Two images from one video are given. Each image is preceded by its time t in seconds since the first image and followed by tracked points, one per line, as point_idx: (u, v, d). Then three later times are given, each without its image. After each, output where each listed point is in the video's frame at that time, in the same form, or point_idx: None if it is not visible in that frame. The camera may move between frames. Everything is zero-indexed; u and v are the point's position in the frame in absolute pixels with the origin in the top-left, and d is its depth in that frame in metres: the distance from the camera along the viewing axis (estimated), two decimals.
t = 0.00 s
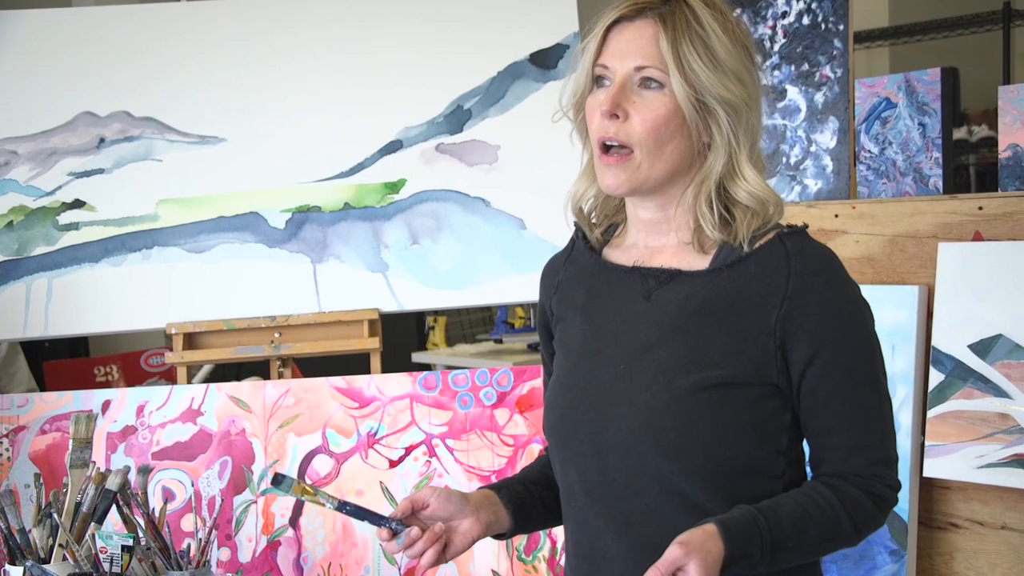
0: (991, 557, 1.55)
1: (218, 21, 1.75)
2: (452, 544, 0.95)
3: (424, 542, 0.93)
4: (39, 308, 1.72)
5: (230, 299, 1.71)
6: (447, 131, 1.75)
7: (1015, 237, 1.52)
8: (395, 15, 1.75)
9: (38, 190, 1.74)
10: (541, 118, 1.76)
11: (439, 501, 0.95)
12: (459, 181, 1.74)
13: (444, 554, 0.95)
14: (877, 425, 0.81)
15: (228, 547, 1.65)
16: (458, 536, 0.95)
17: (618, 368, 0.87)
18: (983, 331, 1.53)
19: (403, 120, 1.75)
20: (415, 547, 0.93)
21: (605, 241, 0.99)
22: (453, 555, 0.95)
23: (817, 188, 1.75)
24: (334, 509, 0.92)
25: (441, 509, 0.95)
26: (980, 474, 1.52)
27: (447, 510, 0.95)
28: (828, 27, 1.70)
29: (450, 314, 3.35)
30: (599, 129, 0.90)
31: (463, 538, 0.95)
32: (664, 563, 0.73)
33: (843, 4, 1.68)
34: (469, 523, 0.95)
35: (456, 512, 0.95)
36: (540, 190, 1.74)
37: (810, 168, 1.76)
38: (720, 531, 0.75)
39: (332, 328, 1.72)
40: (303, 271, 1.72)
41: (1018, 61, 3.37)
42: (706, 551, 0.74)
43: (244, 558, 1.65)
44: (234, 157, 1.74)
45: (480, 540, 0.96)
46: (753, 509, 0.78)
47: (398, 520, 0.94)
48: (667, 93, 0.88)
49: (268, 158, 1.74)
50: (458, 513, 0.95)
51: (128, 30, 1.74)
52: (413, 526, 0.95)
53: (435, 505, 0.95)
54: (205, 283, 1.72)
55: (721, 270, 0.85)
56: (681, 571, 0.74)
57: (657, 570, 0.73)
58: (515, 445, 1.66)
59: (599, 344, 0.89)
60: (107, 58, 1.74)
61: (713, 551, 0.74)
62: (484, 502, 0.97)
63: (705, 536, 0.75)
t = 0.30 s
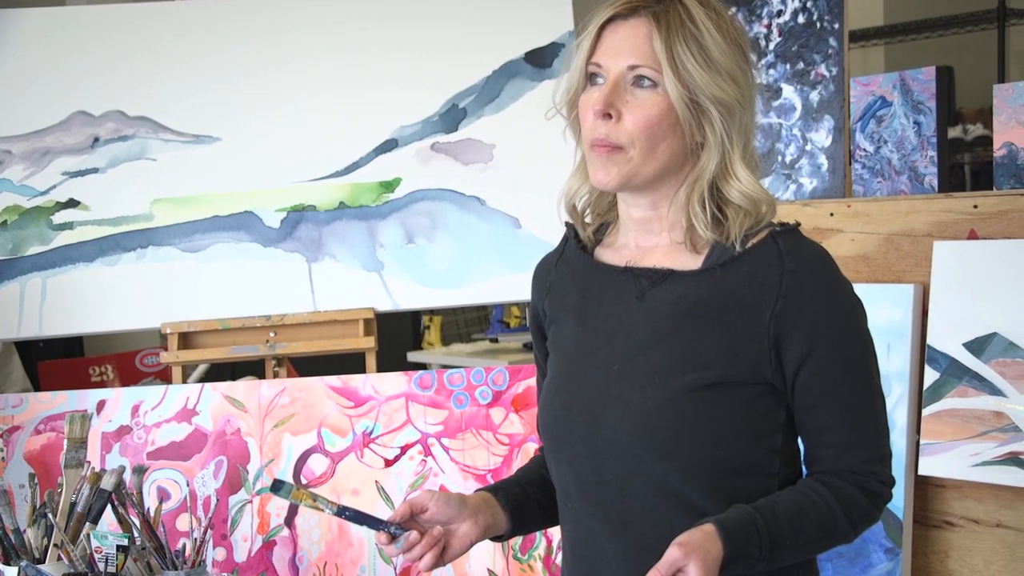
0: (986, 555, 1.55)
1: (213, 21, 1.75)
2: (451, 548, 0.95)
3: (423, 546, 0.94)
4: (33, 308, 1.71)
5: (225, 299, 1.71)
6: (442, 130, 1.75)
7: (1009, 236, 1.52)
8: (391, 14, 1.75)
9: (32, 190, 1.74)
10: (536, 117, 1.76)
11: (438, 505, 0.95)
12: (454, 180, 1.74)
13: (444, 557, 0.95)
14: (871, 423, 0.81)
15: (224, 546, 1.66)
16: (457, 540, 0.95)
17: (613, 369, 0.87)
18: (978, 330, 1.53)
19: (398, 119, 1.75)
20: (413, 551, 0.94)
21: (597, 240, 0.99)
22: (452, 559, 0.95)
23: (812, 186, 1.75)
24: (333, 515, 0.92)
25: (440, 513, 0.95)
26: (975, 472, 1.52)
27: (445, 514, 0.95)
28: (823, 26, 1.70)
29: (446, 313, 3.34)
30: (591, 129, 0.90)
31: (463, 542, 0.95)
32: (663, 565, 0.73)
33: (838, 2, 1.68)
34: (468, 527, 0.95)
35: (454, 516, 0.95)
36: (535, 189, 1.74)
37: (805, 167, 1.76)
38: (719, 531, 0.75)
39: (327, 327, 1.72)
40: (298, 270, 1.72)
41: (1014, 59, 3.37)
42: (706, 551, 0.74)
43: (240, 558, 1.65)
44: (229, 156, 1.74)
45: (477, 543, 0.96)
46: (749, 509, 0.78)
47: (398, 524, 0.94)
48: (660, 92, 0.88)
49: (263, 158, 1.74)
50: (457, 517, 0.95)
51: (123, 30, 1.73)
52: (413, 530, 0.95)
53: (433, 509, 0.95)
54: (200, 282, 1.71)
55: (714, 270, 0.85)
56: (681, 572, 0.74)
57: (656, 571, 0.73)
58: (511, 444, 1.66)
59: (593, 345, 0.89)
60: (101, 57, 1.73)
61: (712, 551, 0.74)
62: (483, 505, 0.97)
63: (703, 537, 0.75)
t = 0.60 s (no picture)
0: (985, 553, 1.55)
1: (210, 21, 1.75)
2: (448, 546, 0.95)
3: (420, 544, 0.93)
4: (31, 308, 1.71)
5: (222, 298, 1.71)
6: (439, 129, 1.75)
7: (1007, 234, 1.52)
8: (388, 14, 1.75)
9: (29, 190, 1.73)
10: (534, 116, 1.75)
11: (436, 504, 0.95)
12: (452, 179, 1.74)
13: (441, 555, 0.95)
14: (869, 423, 0.81)
15: (222, 546, 1.65)
16: (454, 538, 0.95)
17: (610, 368, 0.87)
18: (976, 328, 1.53)
19: (395, 119, 1.74)
20: (410, 549, 0.93)
21: (595, 239, 0.99)
22: (447, 557, 0.95)
23: (810, 185, 1.75)
24: (332, 511, 0.92)
25: (438, 511, 0.95)
26: (973, 471, 1.52)
27: (443, 512, 0.94)
28: (820, 24, 1.70)
29: (443, 313, 3.34)
30: (589, 126, 0.89)
31: (460, 541, 0.95)
32: (660, 564, 0.73)
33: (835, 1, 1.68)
34: (465, 525, 0.95)
35: (452, 514, 0.95)
36: (533, 188, 1.74)
37: (802, 166, 1.76)
38: (716, 531, 0.75)
39: (325, 326, 1.72)
40: (295, 270, 1.72)
41: (1011, 56, 3.36)
42: (704, 551, 0.74)
43: (237, 558, 1.65)
44: (226, 156, 1.73)
45: (475, 542, 0.95)
46: (747, 509, 0.78)
47: (395, 522, 0.94)
48: (658, 90, 0.88)
49: (261, 158, 1.74)
50: (453, 515, 0.95)
51: (119, 30, 1.73)
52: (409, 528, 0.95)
53: (431, 507, 0.95)
54: (198, 282, 1.71)
55: (712, 269, 0.85)
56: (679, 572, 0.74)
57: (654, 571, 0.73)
58: (509, 443, 1.66)
59: (590, 344, 0.89)
60: (98, 57, 1.73)
61: (710, 551, 0.74)
62: (481, 503, 0.97)
63: (700, 536, 0.75)
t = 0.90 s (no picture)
0: (986, 554, 1.55)
1: (211, 21, 1.75)
2: (445, 547, 0.95)
3: (417, 544, 0.93)
4: (31, 308, 1.71)
5: (223, 298, 1.71)
6: (440, 129, 1.74)
7: (1008, 234, 1.52)
8: (388, 14, 1.75)
9: (29, 190, 1.74)
10: (534, 116, 1.75)
11: (434, 504, 0.95)
12: (452, 179, 1.74)
13: (438, 555, 0.95)
14: (868, 424, 0.81)
15: (222, 546, 1.65)
16: (451, 539, 0.95)
17: (610, 369, 0.87)
18: (977, 329, 1.53)
19: (395, 119, 1.74)
20: (407, 550, 0.93)
21: (594, 239, 0.99)
22: (444, 558, 0.95)
23: (810, 185, 1.75)
24: (330, 511, 0.92)
25: (436, 512, 0.95)
26: (974, 471, 1.52)
27: (441, 513, 0.94)
28: (821, 24, 1.69)
29: (444, 313, 3.34)
30: (594, 125, 0.89)
31: (457, 542, 0.95)
32: (660, 565, 0.73)
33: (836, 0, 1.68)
34: (463, 526, 0.95)
35: (450, 515, 0.95)
36: (533, 188, 1.74)
37: (803, 166, 1.75)
38: (717, 532, 0.75)
39: (325, 326, 1.72)
40: (296, 270, 1.72)
41: (1012, 56, 3.36)
42: (705, 551, 0.74)
43: (237, 558, 1.65)
44: (227, 156, 1.73)
45: (472, 542, 0.95)
46: (748, 510, 0.78)
47: (392, 522, 0.94)
48: (664, 91, 0.88)
49: (261, 158, 1.74)
50: (451, 517, 0.95)
51: (120, 30, 1.73)
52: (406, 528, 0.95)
53: (429, 507, 0.95)
54: (199, 282, 1.71)
55: (711, 270, 0.85)
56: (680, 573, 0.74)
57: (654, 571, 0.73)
58: (509, 443, 1.66)
59: (590, 345, 0.89)
60: (98, 57, 1.73)
61: (711, 551, 0.74)
62: (479, 504, 0.97)
63: (701, 537, 0.75)
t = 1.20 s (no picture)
0: (988, 555, 1.55)
1: (211, 21, 1.75)
2: (444, 547, 0.94)
3: (416, 543, 0.93)
4: (32, 308, 1.71)
5: (224, 298, 1.71)
6: (441, 129, 1.74)
7: (1010, 234, 1.51)
8: (389, 14, 1.75)
9: (30, 190, 1.74)
10: (535, 116, 1.75)
11: (434, 503, 0.94)
12: (453, 180, 1.74)
13: (436, 555, 0.95)
14: (869, 424, 0.81)
15: (222, 546, 1.65)
16: (451, 539, 0.95)
17: (609, 370, 0.87)
18: (979, 329, 1.52)
19: (396, 119, 1.74)
20: (406, 548, 0.93)
21: (594, 240, 0.99)
22: (442, 558, 0.95)
23: (812, 185, 1.75)
24: (330, 507, 0.92)
25: (435, 511, 0.95)
26: (976, 472, 1.52)
27: (441, 512, 0.94)
28: (822, 24, 1.69)
29: (445, 313, 3.34)
30: (597, 126, 0.89)
31: (456, 541, 0.95)
32: (663, 565, 0.72)
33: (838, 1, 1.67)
34: (463, 526, 0.95)
35: (450, 514, 0.95)
36: (534, 188, 1.74)
37: (805, 166, 1.75)
38: (719, 532, 0.75)
39: (326, 327, 1.71)
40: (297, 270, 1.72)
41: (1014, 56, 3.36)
42: (707, 552, 0.74)
43: (238, 558, 1.65)
44: (228, 156, 1.73)
45: (471, 543, 0.95)
46: (749, 510, 0.78)
47: (391, 519, 0.94)
48: (667, 92, 0.88)
49: (262, 158, 1.74)
50: (451, 516, 0.95)
51: (121, 30, 1.73)
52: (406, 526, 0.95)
53: (429, 506, 0.94)
54: (200, 282, 1.71)
55: (712, 270, 0.85)
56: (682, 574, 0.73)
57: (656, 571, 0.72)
58: (510, 443, 1.65)
59: (589, 346, 0.89)
60: (99, 57, 1.73)
61: (713, 552, 0.74)
62: (478, 504, 0.97)
63: (703, 537, 0.74)
